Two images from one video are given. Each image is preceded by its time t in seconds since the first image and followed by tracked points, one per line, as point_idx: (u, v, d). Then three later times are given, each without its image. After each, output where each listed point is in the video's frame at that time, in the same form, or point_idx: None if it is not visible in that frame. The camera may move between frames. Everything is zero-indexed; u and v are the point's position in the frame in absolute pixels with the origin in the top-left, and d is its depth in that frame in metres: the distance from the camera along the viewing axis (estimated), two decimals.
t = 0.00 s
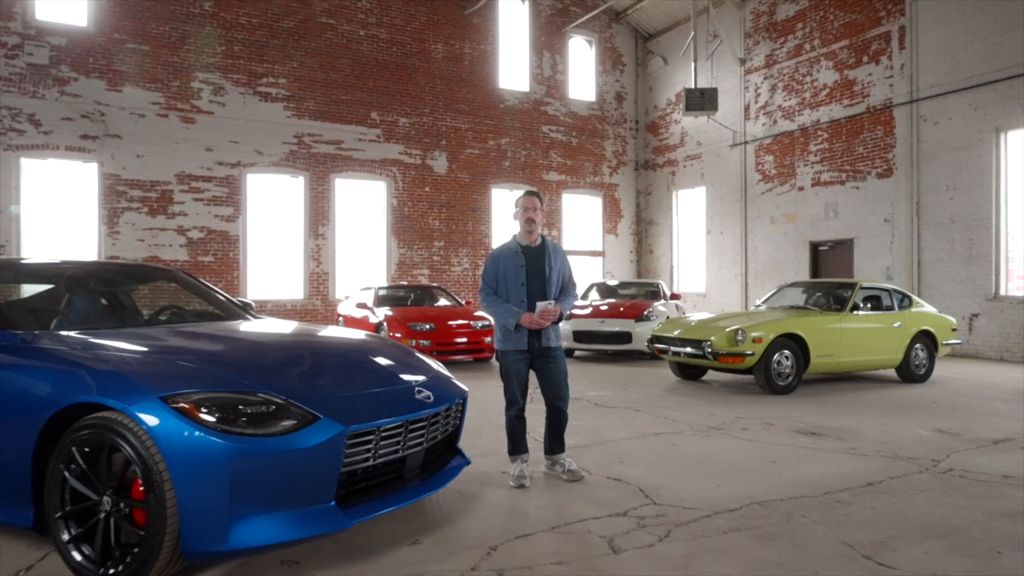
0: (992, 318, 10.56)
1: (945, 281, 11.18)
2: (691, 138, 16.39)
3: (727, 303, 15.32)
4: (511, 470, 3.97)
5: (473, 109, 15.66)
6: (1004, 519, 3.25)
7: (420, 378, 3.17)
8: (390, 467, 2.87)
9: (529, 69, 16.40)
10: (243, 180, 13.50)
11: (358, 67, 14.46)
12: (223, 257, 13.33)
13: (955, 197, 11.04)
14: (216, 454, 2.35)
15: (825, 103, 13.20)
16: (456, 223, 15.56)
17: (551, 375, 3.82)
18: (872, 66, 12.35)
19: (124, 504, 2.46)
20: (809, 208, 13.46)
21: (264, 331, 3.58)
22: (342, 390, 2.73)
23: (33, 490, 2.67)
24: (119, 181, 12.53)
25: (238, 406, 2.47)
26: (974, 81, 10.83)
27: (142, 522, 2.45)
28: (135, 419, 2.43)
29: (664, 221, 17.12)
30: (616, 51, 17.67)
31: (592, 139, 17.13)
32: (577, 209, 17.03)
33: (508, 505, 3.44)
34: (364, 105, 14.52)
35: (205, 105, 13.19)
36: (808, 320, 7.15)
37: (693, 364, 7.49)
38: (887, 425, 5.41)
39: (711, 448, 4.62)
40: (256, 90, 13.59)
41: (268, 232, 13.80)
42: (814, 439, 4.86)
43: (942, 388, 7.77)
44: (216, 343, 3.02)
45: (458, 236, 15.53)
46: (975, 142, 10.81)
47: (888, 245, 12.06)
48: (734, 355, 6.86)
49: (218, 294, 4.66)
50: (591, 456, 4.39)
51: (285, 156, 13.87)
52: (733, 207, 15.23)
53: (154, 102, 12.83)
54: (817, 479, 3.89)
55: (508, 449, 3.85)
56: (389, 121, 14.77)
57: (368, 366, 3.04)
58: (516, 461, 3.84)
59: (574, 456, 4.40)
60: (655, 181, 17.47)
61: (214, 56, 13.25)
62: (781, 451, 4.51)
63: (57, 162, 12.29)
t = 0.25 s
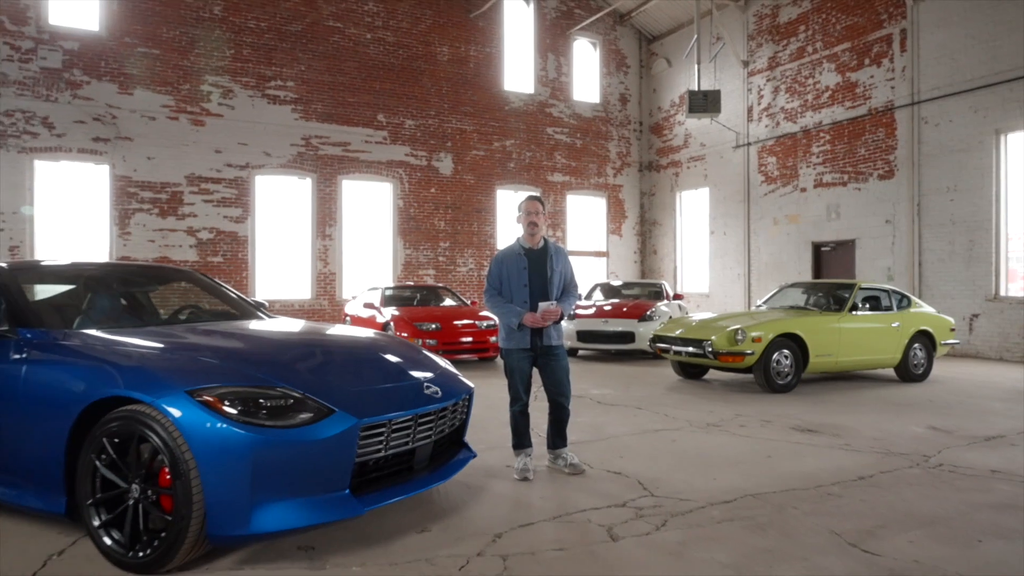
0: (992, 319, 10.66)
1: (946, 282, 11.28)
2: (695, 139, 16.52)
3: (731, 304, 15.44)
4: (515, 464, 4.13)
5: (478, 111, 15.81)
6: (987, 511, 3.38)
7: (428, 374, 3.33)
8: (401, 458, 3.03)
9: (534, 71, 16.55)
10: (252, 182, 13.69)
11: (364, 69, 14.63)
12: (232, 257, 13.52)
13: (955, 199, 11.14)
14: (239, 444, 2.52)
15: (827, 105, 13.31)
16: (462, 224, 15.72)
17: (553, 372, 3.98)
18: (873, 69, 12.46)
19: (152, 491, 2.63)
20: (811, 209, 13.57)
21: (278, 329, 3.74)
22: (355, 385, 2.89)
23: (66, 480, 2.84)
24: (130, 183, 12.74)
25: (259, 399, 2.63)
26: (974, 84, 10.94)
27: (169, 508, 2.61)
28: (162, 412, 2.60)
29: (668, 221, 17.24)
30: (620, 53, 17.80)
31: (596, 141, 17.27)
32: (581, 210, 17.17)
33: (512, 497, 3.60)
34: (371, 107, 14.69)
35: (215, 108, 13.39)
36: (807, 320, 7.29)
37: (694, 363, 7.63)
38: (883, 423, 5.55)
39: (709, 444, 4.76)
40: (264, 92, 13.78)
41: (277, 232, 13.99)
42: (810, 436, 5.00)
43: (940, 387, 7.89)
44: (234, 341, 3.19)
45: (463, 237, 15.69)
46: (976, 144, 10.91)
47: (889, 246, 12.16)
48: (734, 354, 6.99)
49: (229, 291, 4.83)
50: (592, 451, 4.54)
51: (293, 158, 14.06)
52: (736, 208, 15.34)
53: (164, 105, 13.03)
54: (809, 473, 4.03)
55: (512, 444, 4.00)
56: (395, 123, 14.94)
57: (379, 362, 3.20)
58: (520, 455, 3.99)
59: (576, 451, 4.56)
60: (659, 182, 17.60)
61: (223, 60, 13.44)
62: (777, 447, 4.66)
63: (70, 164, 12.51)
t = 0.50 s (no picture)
0: (991, 318, 10.78)
1: (945, 282, 11.40)
2: (697, 140, 16.64)
3: (733, 304, 15.56)
4: (519, 458, 4.28)
5: (483, 113, 15.97)
6: (972, 503, 3.53)
7: (435, 370, 3.49)
8: (409, 450, 3.19)
9: (538, 73, 16.71)
10: (260, 183, 13.88)
11: (371, 72, 14.81)
12: (240, 258, 13.70)
13: (955, 200, 11.26)
14: (259, 435, 2.68)
15: (828, 107, 13.43)
16: (466, 225, 15.88)
17: (554, 370, 4.13)
18: (874, 71, 12.57)
19: (176, 480, 2.79)
20: (813, 210, 13.69)
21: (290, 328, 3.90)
22: (366, 381, 3.05)
23: (95, 470, 3.01)
24: (140, 185, 12.94)
25: (277, 394, 2.80)
26: (974, 86, 11.05)
27: (193, 495, 2.77)
28: (186, 405, 2.76)
29: (671, 222, 17.38)
30: (624, 55, 17.94)
31: (599, 142, 17.41)
32: (584, 211, 17.32)
33: (515, 488, 3.76)
34: (377, 110, 14.87)
35: (223, 111, 13.58)
36: (806, 319, 7.42)
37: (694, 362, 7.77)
38: (878, 420, 5.68)
39: (707, 439, 4.91)
40: (272, 95, 13.97)
41: (284, 233, 14.17)
42: (805, 432, 5.14)
43: (937, 386, 8.02)
44: (251, 339, 3.35)
45: (467, 237, 15.86)
46: (975, 146, 11.02)
47: (890, 246, 12.28)
48: (734, 353, 7.13)
49: (239, 289, 5.00)
50: (593, 446, 4.69)
51: (299, 160, 14.25)
52: (738, 209, 15.47)
53: (174, 108, 13.23)
54: (803, 468, 4.18)
55: (515, 439, 4.15)
56: (401, 125, 15.12)
57: (388, 359, 3.36)
58: (523, 450, 4.14)
59: (578, 446, 4.71)
60: (662, 183, 17.73)
61: (230, 63, 13.63)
62: (773, 442, 4.80)
63: (81, 166, 12.71)
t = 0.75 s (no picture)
0: (989, 318, 10.90)
1: (943, 282, 11.52)
2: (698, 142, 16.77)
3: (734, 304, 15.69)
4: (520, 453, 4.43)
5: (486, 115, 16.13)
6: (955, 495, 3.67)
7: (440, 367, 3.65)
8: (415, 444, 3.35)
9: (541, 75, 16.85)
10: (266, 185, 14.06)
11: (375, 75, 14.98)
12: (247, 259, 13.87)
13: (953, 201, 11.38)
14: (273, 428, 2.84)
15: (828, 109, 13.55)
16: (469, 226, 16.04)
17: (555, 369, 4.28)
18: (873, 73, 12.70)
19: (195, 471, 2.94)
20: (813, 211, 13.81)
21: (299, 327, 4.07)
22: (374, 378, 3.21)
23: (117, 462, 3.17)
24: (148, 187, 13.12)
25: (290, 390, 2.95)
26: (971, 88, 11.17)
27: (210, 486, 2.93)
28: (204, 400, 2.92)
29: (672, 223, 17.51)
30: (626, 57, 18.07)
31: (602, 144, 17.55)
32: (586, 212, 17.46)
33: (516, 482, 3.91)
34: (381, 112, 15.03)
35: (229, 114, 13.76)
36: (803, 319, 7.57)
37: (693, 361, 7.92)
38: (870, 417, 5.83)
39: (703, 435, 5.06)
40: (277, 98, 14.14)
41: (290, 234, 14.35)
42: (799, 428, 5.29)
43: (933, 384, 8.15)
44: (265, 337, 3.52)
45: (471, 238, 16.02)
46: (972, 148, 11.14)
47: (889, 247, 12.39)
48: (731, 352, 7.28)
49: (247, 289, 5.15)
50: (593, 442, 4.85)
51: (305, 162, 14.42)
52: (739, 210, 15.60)
53: (181, 111, 13.40)
54: (794, 462, 4.32)
55: (516, 435, 4.30)
56: (405, 127, 15.28)
57: (395, 357, 3.52)
58: (524, 445, 4.30)
59: (577, 442, 4.86)
60: (663, 184, 17.86)
61: (237, 67, 13.81)
62: (766, 438, 4.95)
63: (90, 168, 12.91)
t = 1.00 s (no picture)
0: (985, 318, 11.03)
1: (940, 283, 11.65)
2: (699, 143, 16.90)
3: (734, 304, 15.82)
4: (519, 448, 4.58)
5: (488, 117, 16.27)
6: (938, 488, 3.81)
7: (442, 365, 3.80)
8: (418, 438, 3.50)
9: (542, 77, 17.00)
10: (270, 186, 14.23)
11: (378, 77, 15.13)
12: (252, 259, 14.03)
13: (949, 202, 11.50)
14: (284, 421, 2.99)
15: (826, 111, 13.68)
16: (471, 227, 16.19)
17: (553, 367, 4.42)
18: (871, 76, 12.82)
19: (210, 463, 3.10)
20: (812, 212, 13.94)
21: (307, 326, 4.22)
22: (380, 374, 3.36)
23: (134, 455, 3.33)
24: (154, 188, 13.29)
25: (299, 385, 3.10)
26: (968, 91, 11.29)
27: (225, 476, 3.08)
28: (218, 394, 3.08)
29: (673, 223, 17.64)
30: (627, 59, 18.21)
31: (602, 145, 17.69)
32: (588, 213, 17.61)
33: (516, 475, 4.06)
34: (384, 114, 15.19)
35: (234, 116, 13.93)
36: (799, 319, 7.71)
37: (691, 360, 8.07)
38: (863, 414, 5.96)
39: (698, 432, 5.20)
40: (282, 100, 14.30)
41: (294, 235, 14.52)
42: (792, 425, 5.43)
43: (927, 383, 8.29)
44: (275, 335, 3.67)
45: (473, 239, 16.17)
46: (969, 150, 11.26)
47: (887, 248, 12.52)
48: (728, 351, 7.43)
49: (252, 288, 5.26)
50: (590, 438, 4.99)
51: (309, 163, 14.58)
52: (739, 211, 15.73)
53: (186, 113, 13.57)
54: (785, 457, 4.47)
55: (516, 431, 4.45)
56: (407, 129, 15.43)
57: (399, 354, 3.67)
58: (523, 440, 4.44)
59: (575, 438, 5.01)
60: (664, 185, 17.99)
61: (242, 69, 13.97)
62: (759, 435, 5.09)
63: (97, 170, 13.08)
